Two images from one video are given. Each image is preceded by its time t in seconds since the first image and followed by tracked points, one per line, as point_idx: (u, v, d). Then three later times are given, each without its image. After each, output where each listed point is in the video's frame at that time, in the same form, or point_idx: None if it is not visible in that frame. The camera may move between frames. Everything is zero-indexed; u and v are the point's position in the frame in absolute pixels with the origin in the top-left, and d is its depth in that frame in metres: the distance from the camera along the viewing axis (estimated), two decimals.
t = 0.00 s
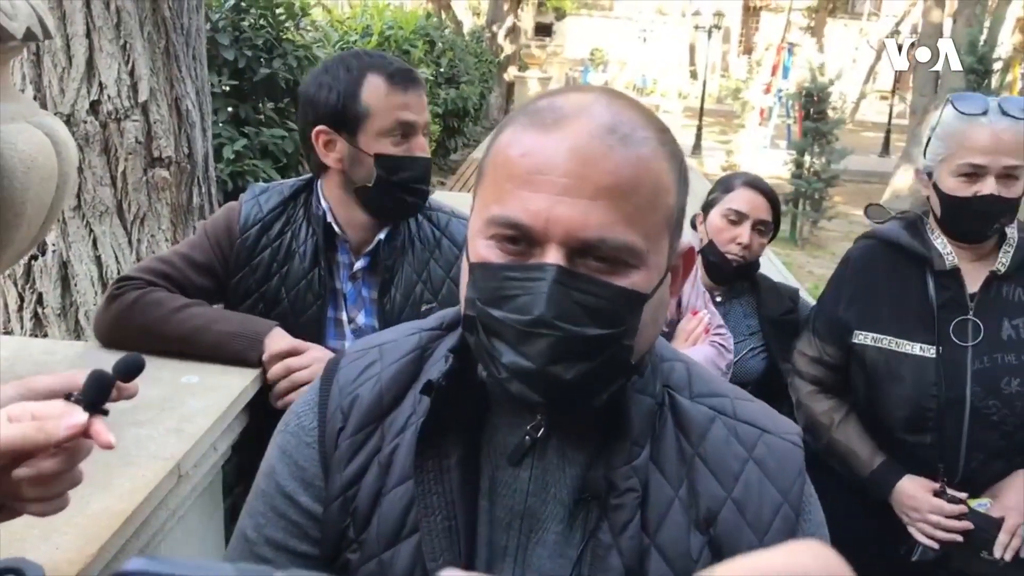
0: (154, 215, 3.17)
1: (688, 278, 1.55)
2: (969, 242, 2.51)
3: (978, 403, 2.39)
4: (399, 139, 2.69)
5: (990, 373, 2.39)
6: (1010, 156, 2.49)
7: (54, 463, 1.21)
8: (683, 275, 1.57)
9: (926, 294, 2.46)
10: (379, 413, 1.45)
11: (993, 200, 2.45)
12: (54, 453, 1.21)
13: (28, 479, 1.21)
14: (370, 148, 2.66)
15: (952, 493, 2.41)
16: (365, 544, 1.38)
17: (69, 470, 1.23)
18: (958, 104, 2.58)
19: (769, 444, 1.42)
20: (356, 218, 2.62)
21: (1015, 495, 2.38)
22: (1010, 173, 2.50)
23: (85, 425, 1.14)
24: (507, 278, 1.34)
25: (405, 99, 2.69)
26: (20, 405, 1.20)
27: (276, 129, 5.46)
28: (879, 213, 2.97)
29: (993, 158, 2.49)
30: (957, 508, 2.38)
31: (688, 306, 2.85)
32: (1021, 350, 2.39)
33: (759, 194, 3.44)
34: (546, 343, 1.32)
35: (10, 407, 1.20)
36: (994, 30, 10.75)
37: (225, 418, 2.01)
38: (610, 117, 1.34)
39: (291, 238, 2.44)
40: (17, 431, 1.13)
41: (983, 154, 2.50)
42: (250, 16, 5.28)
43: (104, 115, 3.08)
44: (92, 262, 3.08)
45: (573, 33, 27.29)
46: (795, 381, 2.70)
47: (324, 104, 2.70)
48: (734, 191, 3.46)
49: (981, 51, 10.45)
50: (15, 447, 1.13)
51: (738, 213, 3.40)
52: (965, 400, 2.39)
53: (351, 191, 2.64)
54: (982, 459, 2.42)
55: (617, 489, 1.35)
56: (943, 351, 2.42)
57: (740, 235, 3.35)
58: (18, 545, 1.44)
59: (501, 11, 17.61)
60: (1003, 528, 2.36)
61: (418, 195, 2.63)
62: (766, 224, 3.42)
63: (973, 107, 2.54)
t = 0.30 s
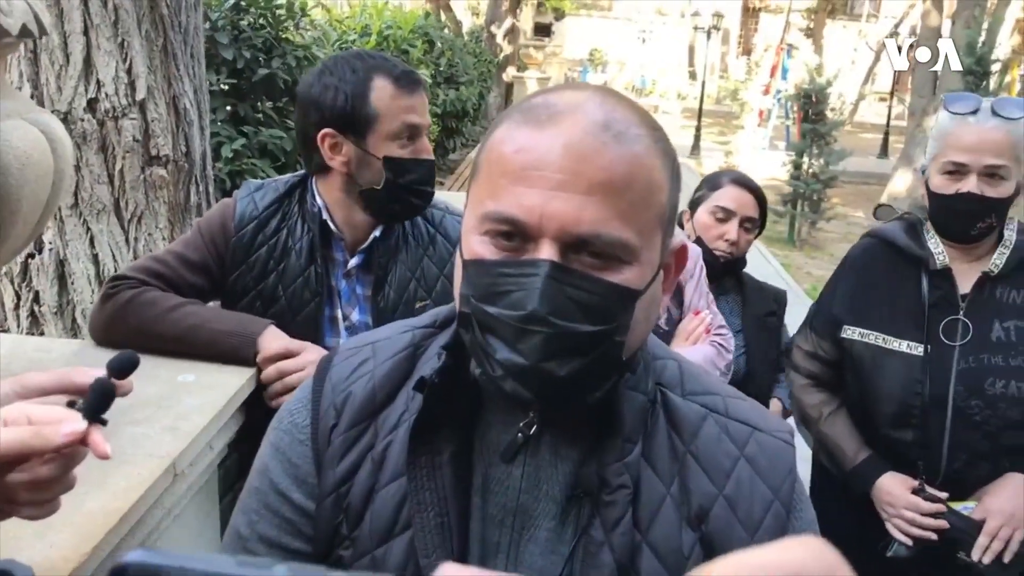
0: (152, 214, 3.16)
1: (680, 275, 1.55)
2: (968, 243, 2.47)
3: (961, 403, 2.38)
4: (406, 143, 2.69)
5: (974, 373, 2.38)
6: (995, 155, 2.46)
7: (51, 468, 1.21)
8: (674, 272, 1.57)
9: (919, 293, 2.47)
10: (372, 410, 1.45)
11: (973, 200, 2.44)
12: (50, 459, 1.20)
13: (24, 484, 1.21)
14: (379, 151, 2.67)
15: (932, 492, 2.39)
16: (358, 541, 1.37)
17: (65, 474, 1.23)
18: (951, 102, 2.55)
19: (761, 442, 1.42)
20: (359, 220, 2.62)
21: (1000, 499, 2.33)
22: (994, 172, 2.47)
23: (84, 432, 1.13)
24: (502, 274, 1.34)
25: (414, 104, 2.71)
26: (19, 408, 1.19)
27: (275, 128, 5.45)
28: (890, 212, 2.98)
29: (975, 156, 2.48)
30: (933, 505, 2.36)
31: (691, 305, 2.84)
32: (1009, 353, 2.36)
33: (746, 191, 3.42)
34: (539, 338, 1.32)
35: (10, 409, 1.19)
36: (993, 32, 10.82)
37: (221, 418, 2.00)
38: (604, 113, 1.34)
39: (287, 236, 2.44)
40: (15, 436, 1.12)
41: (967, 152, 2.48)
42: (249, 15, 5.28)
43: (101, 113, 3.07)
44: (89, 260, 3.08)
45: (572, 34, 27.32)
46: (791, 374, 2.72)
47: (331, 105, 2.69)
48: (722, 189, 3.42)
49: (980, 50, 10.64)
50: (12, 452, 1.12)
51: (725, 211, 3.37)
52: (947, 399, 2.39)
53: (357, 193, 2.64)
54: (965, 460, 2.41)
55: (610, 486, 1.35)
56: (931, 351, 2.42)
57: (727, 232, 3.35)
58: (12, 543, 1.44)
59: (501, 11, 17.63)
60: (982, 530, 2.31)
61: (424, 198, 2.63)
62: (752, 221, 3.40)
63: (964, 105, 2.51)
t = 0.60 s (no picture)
0: (155, 214, 3.18)
1: (680, 276, 1.55)
2: (964, 248, 2.47)
3: (943, 403, 2.39)
4: (412, 143, 2.70)
5: (958, 376, 2.38)
6: (988, 159, 2.45)
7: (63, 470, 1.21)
8: (674, 274, 1.57)
9: (915, 292, 2.48)
10: (376, 409, 1.46)
11: (964, 203, 2.44)
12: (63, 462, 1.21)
13: (36, 487, 1.21)
14: (386, 151, 2.67)
15: (912, 493, 2.39)
16: (362, 538, 1.38)
17: (78, 477, 1.23)
18: (952, 108, 2.57)
19: (761, 441, 1.42)
20: (365, 221, 2.63)
21: (983, 506, 2.33)
22: (988, 177, 2.46)
23: (96, 437, 1.12)
24: (503, 276, 1.35)
25: (422, 104, 2.71)
26: (28, 410, 1.20)
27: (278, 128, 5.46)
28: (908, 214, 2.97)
29: (968, 159, 2.48)
30: (911, 505, 2.36)
31: (696, 311, 2.85)
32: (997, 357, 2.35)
33: (747, 196, 3.43)
34: (541, 340, 1.32)
35: (18, 412, 1.20)
36: (995, 35, 10.81)
37: (226, 418, 2.01)
38: (604, 116, 1.34)
39: (293, 235, 2.45)
40: (29, 439, 1.13)
41: (960, 156, 2.48)
42: (252, 17, 5.29)
43: (105, 113, 3.09)
44: (92, 260, 3.08)
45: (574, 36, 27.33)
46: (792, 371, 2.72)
47: (339, 105, 2.69)
48: (721, 193, 3.43)
49: (981, 54, 10.55)
50: (26, 454, 1.13)
51: (725, 216, 3.39)
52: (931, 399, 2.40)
53: (362, 193, 2.64)
54: (948, 462, 2.40)
55: (611, 483, 1.36)
56: (920, 352, 2.43)
57: (727, 236, 3.35)
58: (19, 541, 1.44)
59: (503, 13, 17.64)
60: (960, 534, 2.32)
61: (429, 199, 2.65)
62: (751, 225, 3.42)
63: (964, 110, 2.53)
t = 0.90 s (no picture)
0: (162, 217, 3.18)
1: (680, 283, 1.55)
2: (968, 261, 2.47)
3: (933, 409, 2.38)
4: (423, 155, 2.70)
5: (951, 382, 2.37)
6: (990, 173, 2.45)
7: (68, 473, 1.22)
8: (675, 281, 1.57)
9: (917, 300, 2.49)
10: (377, 410, 1.46)
11: (965, 217, 2.43)
12: (68, 464, 1.22)
13: (39, 488, 1.22)
14: (397, 162, 2.68)
15: (899, 498, 2.39)
16: (362, 538, 1.39)
17: (82, 480, 1.24)
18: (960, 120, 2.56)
19: (762, 445, 1.41)
20: (374, 230, 2.63)
21: (971, 519, 2.30)
22: (991, 191, 2.45)
23: (102, 440, 1.14)
24: (503, 282, 1.35)
25: (433, 116, 2.71)
26: (33, 412, 1.20)
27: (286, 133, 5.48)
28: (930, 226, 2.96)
29: (971, 172, 2.47)
30: (895, 509, 2.36)
31: (700, 316, 2.86)
32: (991, 364, 2.33)
33: (758, 203, 3.42)
34: (539, 346, 1.32)
35: (23, 413, 1.21)
36: (1004, 44, 10.79)
37: (231, 420, 2.01)
38: (603, 123, 1.35)
39: (302, 242, 2.45)
40: (34, 442, 1.14)
41: (962, 169, 2.49)
42: (262, 21, 5.31)
43: (114, 117, 3.09)
44: (100, 263, 3.10)
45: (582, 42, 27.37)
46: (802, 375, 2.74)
47: (351, 114, 2.70)
48: (732, 199, 3.43)
49: (989, 64, 10.53)
50: (31, 457, 1.14)
51: (735, 221, 3.38)
52: (921, 405, 2.40)
53: (373, 202, 2.65)
54: (935, 469, 2.40)
55: (610, 487, 1.36)
56: (917, 358, 2.44)
57: (737, 242, 3.36)
58: (24, 541, 1.45)
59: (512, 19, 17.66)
60: (944, 544, 2.29)
61: (440, 210, 2.65)
62: (762, 232, 3.41)
63: (971, 122, 2.51)
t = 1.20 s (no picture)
0: (167, 215, 3.19)
1: (690, 286, 1.55)
2: (975, 265, 2.47)
3: (932, 409, 2.37)
4: (417, 148, 2.66)
5: (952, 382, 2.36)
6: (997, 180, 2.43)
7: (71, 470, 1.22)
8: (686, 284, 1.57)
9: (923, 300, 2.49)
10: (388, 407, 1.46)
11: (971, 225, 2.42)
12: (71, 461, 1.22)
13: (42, 486, 1.22)
14: (387, 155, 2.64)
15: (894, 497, 2.37)
16: (369, 535, 1.38)
17: (86, 477, 1.24)
18: (969, 123, 2.54)
19: (773, 452, 1.41)
20: (373, 225, 2.64)
21: (965, 522, 2.29)
22: (997, 199, 2.44)
23: (105, 436, 1.14)
24: (512, 282, 1.35)
25: (426, 112, 2.67)
26: (35, 409, 1.20)
27: (291, 132, 5.48)
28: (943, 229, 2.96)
29: (977, 179, 2.46)
30: (890, 509, 2.35)
31: (702, 317, 2.86)
32: (992, 366, 2.31)
33: (768, 203, 3.42)
34: (549, 347, 1.32)
35: (26, 410, 1.21)
36: (1011, 46, 10.74)
37: (234, 418, 2.02)
38: (614, 123, 1.34)
39: (308, 243, 2.45)
40: (37, 439, 1.14)
41: (968, 177, 2.48)
42: (267, 20, 5.31)
43: (119, 115, 3.09)
44: (104, 261, 3.09)
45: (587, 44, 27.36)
46: (807, 373, 2.75)
47: (348, 111, 2.71)
48: (742, 199, 3.43)
49: (993, 67, 10.46)
50: (32, 453, 1.14)
51: (744, 221, 3.38)
52: (921, 405, 2.40)
53: (367, 196, 2.64)
54: (931, 469, 2.39)
55: (617, 490, 1.36)
56: (920, 358, 2.43)
57: (745, 241, 3.34)
58: (26, 536, 1.45)
59: (518, 20, 17.65)
60: (936, 546, 2.29)
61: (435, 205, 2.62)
62: (772, 233, 3.40)
63: (979, 127, 2.49)
